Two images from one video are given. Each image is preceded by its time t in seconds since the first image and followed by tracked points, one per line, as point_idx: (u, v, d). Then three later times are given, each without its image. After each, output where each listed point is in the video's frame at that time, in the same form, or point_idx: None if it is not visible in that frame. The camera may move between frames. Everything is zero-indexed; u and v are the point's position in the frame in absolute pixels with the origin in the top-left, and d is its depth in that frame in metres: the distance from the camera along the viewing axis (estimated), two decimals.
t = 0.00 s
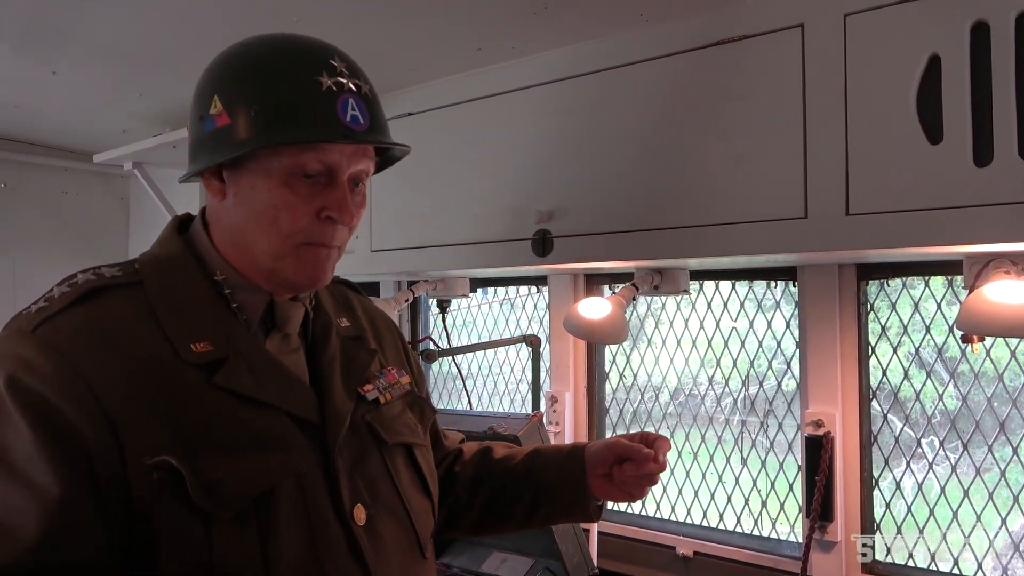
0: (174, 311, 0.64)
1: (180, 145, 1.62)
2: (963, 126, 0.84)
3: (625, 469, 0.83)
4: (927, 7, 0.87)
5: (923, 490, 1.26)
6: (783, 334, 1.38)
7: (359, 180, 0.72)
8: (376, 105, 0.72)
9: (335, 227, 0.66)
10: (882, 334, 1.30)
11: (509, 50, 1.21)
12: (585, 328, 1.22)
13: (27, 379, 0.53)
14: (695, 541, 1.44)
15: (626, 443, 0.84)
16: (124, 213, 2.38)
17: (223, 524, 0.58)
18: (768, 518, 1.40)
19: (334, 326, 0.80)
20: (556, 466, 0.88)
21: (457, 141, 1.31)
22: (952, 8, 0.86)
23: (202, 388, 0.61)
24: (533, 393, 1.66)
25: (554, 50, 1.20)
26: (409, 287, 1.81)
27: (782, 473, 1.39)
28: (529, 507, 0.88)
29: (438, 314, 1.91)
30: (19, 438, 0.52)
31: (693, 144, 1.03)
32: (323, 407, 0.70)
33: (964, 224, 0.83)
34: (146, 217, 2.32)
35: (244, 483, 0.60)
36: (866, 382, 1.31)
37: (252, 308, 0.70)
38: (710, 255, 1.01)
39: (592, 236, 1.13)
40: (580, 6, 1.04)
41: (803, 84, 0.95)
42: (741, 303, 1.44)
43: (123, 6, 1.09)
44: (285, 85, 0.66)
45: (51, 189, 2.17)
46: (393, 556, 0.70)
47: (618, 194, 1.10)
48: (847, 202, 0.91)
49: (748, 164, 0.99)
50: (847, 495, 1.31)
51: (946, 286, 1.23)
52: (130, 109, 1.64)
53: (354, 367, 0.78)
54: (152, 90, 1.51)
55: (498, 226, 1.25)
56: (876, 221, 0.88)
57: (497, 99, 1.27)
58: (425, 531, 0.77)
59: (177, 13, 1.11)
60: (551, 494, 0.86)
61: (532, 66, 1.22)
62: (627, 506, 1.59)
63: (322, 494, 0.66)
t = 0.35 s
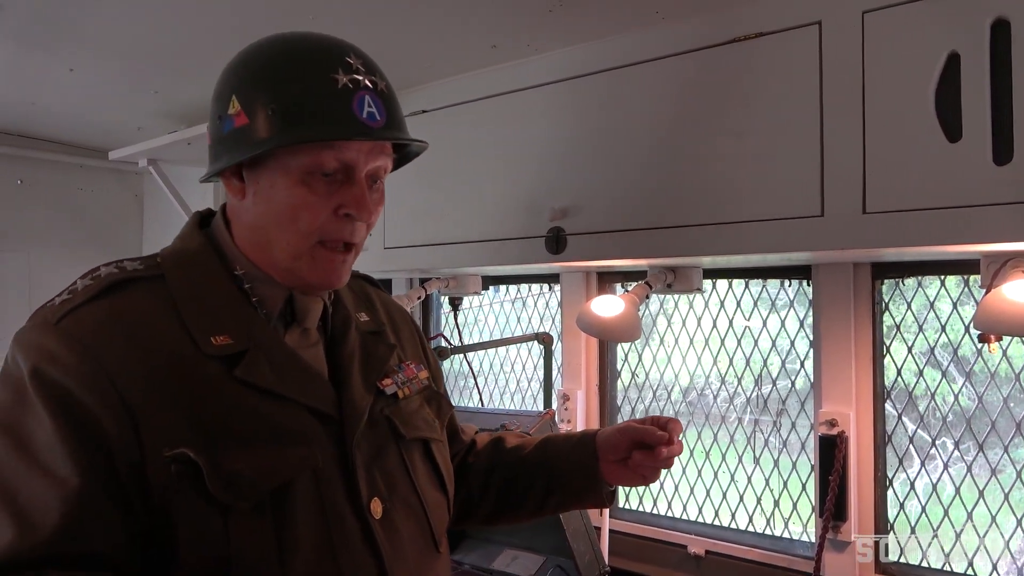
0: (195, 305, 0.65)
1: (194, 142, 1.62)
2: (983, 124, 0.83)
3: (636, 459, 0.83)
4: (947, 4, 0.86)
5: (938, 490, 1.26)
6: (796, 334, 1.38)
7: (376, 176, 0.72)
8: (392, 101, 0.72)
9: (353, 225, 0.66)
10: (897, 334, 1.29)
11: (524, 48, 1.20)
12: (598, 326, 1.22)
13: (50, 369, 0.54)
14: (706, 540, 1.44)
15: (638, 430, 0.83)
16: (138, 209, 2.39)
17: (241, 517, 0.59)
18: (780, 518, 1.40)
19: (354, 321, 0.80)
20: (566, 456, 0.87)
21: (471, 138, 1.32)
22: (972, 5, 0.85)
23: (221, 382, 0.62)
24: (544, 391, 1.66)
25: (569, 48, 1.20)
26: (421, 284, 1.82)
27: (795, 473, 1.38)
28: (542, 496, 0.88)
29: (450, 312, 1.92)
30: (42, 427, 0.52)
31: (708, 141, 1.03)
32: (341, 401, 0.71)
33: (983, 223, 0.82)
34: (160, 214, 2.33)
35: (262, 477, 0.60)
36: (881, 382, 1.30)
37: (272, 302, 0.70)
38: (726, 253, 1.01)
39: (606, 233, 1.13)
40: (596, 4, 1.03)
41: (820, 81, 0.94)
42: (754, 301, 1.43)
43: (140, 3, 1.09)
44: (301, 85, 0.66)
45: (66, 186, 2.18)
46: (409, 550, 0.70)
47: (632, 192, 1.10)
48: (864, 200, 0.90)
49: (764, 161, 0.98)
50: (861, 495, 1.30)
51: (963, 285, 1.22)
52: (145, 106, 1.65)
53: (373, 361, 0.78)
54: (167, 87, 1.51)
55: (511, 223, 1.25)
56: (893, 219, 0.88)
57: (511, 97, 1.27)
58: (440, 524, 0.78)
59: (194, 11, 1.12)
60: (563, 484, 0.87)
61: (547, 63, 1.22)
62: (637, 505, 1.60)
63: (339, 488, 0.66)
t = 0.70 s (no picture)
0: (212, 297, 0.65)
1: (206, 136, 1.63)
2: (1000, 119, 0.83)
3: (603, 511, 0.78)
4: None
5: (950, 488, 1.25)
6: (807, 330, 1.37)
7: (382, 166, 0.71)
8: (400, 91, 0.71)
9: (350, 211, 0.67)
10: (909, 331, 1.28)
11: (536, 42, 1.20)
12: (609, 321, 1.22)
13: (74, 353, 0.55)
14: (716, 536, 1.44)
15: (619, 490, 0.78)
16: (150, 203, 2.40)
17: (254, 508, 0.59)
18: (790, 515, 1.40)
19: (369, 315, 0.81)
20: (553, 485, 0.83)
21: (483, 133, 1.32)
22: None
23: (236, 374, 0.62)
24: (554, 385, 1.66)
25: (583, 42, 1.19)
26: (431, 279, 1.82)
27: (806, 470, 1.38)
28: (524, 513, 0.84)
29: (460, 306, 1.92)
30: (70, 409, 0.53)
31: (722, 136, 1.03)
32: (354, 395, 0.71)
33: (999, 220, 0.82)
34: (171, 207, 2.34)
35: (277, 468, 0.60)
36: (893, 379, 1.30)
37: (285, 295, 0.70)
38: (738, 248, 1.01)
39: (618, 228, 1.12)
40: None
41: (835, 76, 0.94)
42: (766, 298, 1.43)
43: None
44: (303, 69, 0.66)
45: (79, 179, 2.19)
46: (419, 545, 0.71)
47: (644, 187, 1.10)
48: (878, 196, 0.90)
49: (778, 156, 0.98)
50: (871, 493, 1.30)
51: (977, 282, 1.22)
52: (158, 99, 1.65)
53: (386, 356, 0.78)
54: (180, 81, 1.52)
55: (523, 218, 1.25)
56: (908, 215, 0.87)
57: (523, 91, 1.26)
58: (450, 517, 0.78)
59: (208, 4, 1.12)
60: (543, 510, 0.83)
61: (560, 57, 1.22)
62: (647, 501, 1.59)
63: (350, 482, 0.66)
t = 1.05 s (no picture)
0: (244, 290, 0.66)
1: (228, 133, 1.64)
2: None
3: (574, 556, 0.76)
4: None
5: (975, 489, 1.23)
6: (830, 328, 1.36)
7: (394, 147, 0.72)
8: (413, 72, 0.72)
9: (352, 184, 0.67)
10: (934, 329, 1.27)
11: (557, 37, 1.20)
12: (629, 319, 1.22)
13: (112, 340, 0.56)
14: (736, 535, 1.44)
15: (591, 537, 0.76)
16: (172, 200, 2.42)
17: (279, 500, 0.60)
18: (811, 515, 1.39)
19: (398, 313, 0.81)
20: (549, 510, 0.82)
21: (503, 130, 1.31)
22: None
23: (265, 367, 0.63)
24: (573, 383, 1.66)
25: (604, 38, 1.19)
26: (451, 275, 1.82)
27: (828, 469, 1.37)
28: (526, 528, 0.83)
29: (479, 304, 1.92)
30: (109, 394, 0.54)
31: (746, 132, 1.02)
32: (380, 391, 0.71)
33: None
34: (193, 204, 2.36)
35: (306, 459, 0.61)
36: (917, 378, 1.28)
37: (313, 289, 0.71)
38: (761, 245, 1.00)
39: (639, 225, 1.12)
40: None
41: (861, 72, 0.93)
42: (787, 296, 1.42)
43: None
44: (311, 48, 0.69)
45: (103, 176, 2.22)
46: (441, 541, 0.71)
47: (666, 184, 1.09)
48: (905, 193, 0.88)
49: (802, 153, 0.97)
50: (894, 493, 1.29)
51: (1004, 281, 1.20)
52: (181, 97, 1.67)
53: (413, 352, 0.79)
54: (203, 79, 1.53)
55: (543, 215, 1.24)
56: (935, 212, 0.86)
57: (544, 87, 1.26)
58: (473, 514, 0.78)
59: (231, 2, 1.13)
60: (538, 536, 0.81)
61: (581, 53, 1.22)
62: (666, 498, 1.59)
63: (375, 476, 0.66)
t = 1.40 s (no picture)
0: (257, 288, 0.66)
1: (241, 131, 1.65)
2: None
3: (585, 553, 0.76)
4: None
5: (990, 489, 1.22)
6: (843, 327, 1.35)
7: (405, 145, 0.72)
8: (423, 69, 0.72)
9: (362, 182, 0.67)
10: (949, 328, 1.26)
11: (569, 34, 1.20)
12: (640, 317, 1.21)
13: (128, 338, 0.56)
14: (747, 535, 1.43)
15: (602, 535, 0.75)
16: (185, 198, 2.43)
17: (292, 498, 0.60)
18: (823, 514, 1.38)
19: (411, 311, 0.81)
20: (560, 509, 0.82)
21: (515, 127, 1.31)
22: None
23: (279, 364, 0.63)
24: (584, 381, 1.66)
25: (616, 35, 1.19)
26: (462, 274, 1.82)
27: (840, 468, 1.36)
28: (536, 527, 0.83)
29: (490, 302, 1.92)
30: (124, 390, 0.55)
31: (759, 129, 1.01)
32: (393, 389, 0.71)
33: None
34: (205, 202, 2.37)
35: (318, 456, 0.61)
36: (931, 378, 1.27)
37: (326, 287, 0.71)
38: (774, 243, 0.99)
39: (651, 223, 1.12)
40: None
41: (876, 68, 0.92)
42: (800, 294, 1.41)
43: None
44: (321, 47, 0.69)
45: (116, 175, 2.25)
46: (452, 539, 0.71)
47: (678, 182, 1.09)
48: (920, 191, 0.88)
49: (816, 150, 0.96)
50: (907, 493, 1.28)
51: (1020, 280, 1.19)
52: (193, 95, 1.67)
53: (426, 351, 0.79)
54: (215, 77, 1.54)
55: (555, 213, 1.24)
56: (951, 211, 0.85)
57: (556, 85, 1.26)
58: (484, 512, 0.78)
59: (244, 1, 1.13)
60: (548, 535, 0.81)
61: (593, 51, 1.21)
62: (677, 497, 1.59)
63: (387, 473, 0.66)
